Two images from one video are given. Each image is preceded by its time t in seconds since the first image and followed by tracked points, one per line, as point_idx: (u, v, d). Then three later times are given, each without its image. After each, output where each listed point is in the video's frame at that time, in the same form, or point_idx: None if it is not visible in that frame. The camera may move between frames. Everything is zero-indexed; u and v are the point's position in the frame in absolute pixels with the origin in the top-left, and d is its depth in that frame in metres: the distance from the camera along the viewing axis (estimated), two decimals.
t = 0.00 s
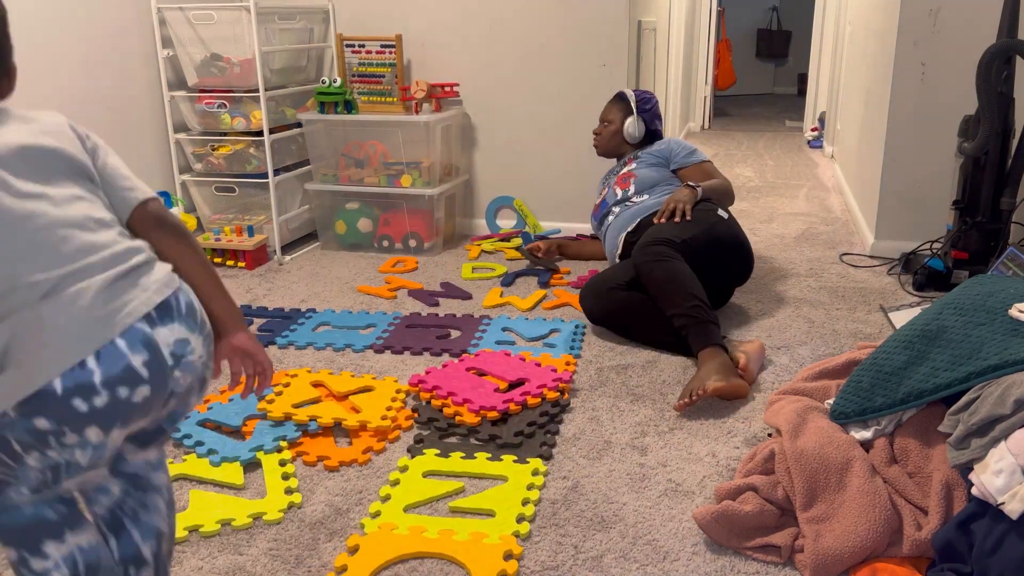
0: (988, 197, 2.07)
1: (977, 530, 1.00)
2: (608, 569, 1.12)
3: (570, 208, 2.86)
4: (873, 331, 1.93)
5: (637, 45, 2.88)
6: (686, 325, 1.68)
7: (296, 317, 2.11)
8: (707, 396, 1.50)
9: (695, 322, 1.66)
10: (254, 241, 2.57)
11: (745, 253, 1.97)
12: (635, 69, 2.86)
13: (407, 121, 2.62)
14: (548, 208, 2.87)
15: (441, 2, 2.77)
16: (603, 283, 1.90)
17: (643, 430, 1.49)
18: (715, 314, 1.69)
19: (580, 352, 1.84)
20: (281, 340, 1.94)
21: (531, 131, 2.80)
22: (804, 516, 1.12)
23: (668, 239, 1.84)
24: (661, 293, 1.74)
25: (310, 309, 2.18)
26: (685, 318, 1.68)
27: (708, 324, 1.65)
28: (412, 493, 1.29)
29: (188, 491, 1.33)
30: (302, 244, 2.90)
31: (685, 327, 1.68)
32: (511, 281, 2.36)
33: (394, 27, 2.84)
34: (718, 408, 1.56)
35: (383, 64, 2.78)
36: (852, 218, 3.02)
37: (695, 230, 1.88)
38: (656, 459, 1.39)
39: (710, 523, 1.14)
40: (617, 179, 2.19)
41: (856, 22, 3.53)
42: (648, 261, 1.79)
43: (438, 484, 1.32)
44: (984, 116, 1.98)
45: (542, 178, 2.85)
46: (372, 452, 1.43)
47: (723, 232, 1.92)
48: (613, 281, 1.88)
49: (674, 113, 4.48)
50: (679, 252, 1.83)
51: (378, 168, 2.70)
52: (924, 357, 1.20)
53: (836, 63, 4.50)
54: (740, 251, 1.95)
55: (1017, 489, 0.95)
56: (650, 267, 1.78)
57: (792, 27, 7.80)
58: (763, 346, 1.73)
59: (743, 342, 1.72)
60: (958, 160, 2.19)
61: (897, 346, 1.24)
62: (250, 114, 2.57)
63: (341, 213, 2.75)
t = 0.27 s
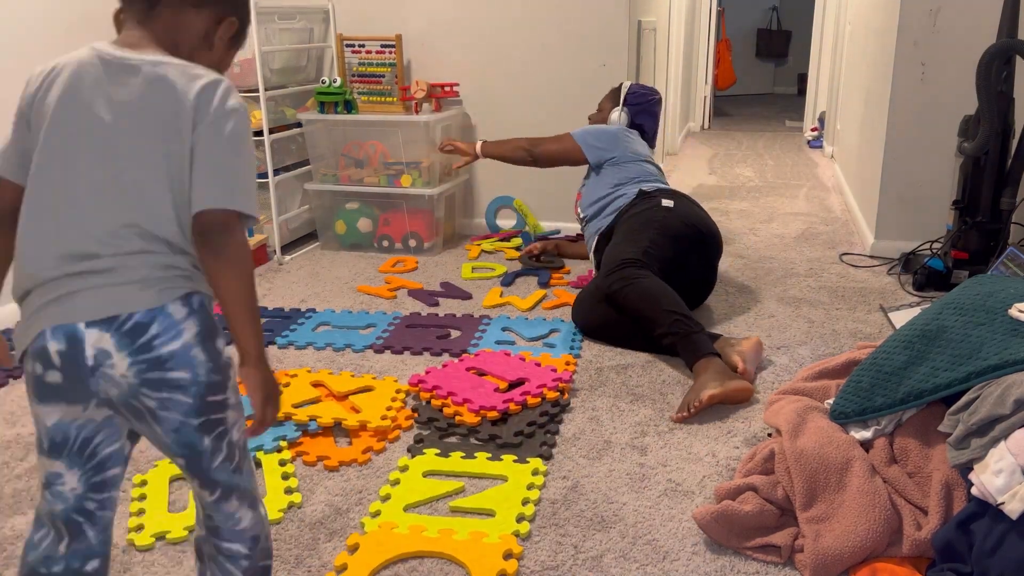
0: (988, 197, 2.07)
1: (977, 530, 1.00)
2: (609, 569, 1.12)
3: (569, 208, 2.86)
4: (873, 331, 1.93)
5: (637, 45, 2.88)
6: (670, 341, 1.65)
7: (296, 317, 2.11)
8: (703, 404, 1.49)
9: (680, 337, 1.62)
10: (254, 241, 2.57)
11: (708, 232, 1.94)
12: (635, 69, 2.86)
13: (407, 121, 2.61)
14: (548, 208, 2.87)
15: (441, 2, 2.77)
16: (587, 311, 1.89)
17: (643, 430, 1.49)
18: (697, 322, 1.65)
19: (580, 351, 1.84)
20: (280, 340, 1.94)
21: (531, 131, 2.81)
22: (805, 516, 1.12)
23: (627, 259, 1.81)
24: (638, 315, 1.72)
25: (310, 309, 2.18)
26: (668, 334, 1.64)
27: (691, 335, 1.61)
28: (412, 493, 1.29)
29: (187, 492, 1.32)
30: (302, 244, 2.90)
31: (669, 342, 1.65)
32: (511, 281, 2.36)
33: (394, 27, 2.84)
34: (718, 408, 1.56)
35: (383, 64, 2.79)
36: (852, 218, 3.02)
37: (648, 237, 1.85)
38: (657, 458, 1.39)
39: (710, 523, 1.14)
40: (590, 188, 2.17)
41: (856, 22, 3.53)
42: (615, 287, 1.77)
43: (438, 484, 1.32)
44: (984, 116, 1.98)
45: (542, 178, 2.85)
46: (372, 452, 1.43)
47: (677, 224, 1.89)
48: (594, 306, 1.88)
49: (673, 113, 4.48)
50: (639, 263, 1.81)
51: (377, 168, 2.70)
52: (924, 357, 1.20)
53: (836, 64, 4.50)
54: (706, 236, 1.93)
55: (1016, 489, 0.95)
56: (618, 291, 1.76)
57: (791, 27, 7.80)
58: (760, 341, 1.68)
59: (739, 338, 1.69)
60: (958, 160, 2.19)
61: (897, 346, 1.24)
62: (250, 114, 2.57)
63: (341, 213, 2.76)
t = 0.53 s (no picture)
0: (988, 197, 2.07)
1: (978, 530, 1.00)
2: (608, 569, 1.12)
3: (569, 208, 2.86)
4: (873, 331, 1.93)
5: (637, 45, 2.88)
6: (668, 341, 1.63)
7: (296, 317, 2.11)
8: (702, 407, 1.49)
9: (679, 336, 1.61)
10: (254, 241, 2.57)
11: (703, 229, 1.94)
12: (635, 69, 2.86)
13: (407, 121, 2.61)
14: (548, 208, 2.88)
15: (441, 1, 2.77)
16: (587, 313, 1.88)
17: (643, 430, 1.49)
18: (694, 321, 1.64)
19: (580, 352, 1.84)
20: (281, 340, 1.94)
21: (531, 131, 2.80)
22: (804, 517, 1.12)
23: (623, 260, 1.80)
24: (637, 317, 1.70)
25: (310, 309, 2.18)
26: (666, 334, 1.63)
27: (689, 334, 1.60)
28: (411, 493, 1.29)
29: (186, 484, 1.34)
30: (302, 244, 2.90)
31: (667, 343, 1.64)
32: (511, 281, 2.36)
33: (394, 27, 2.84)
34: (718, 408, 1.56)
35: (383, 63, 2.84)
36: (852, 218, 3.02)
37: (644, 237, 1.85)
38: (657, 458, 1.39)
39: (711, 523, 1.14)
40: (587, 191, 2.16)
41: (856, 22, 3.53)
42: (612, 288, 1.76)
43: (438, 484, 1.31)
44: (984, 116, 1.98)
45: (542, 178, 2.85)
46: (372, 452, 1.43)
47: (672, 222, 1.89)
48: (593, 308, 1.87)
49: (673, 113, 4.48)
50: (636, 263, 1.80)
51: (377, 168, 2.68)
52: (924, 357, 1.20)
53: (836, 64, 4.50)
54: (702, 233, 1.92)
55: (1017, 489, 0.95)
56: (616, 292, 1.75)
57: (791, 27, 7.80)
58: (760, 341, 1.67)
59: (738, 336, 1.67)
60: (958, 160, 2.18)
61: (898, 347, 1.24)
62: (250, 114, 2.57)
63: (341, 213, 2.76)
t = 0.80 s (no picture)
0: (988, 197, 2.07)
1: (978, 530, 1.00)
2: (608, 569, 1.12)
3: (569, 208, 2.86)
4: (873, 331, 1.92)
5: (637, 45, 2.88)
6: (665, 341, 1.63)
7: (296, 317, 2.11)
8: (701, 406, 1.49)
9: (678, 337, 1.60)
10: (254, 241, 2.57)
11: (701, 228, 1.94)
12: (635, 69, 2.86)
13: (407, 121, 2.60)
14: (548, 207, 2.88)
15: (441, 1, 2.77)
16: (587, 314, 1.88)
17: (643, 430, 1.49)
18: (693, 321, 1.64)
19: (580, 351, 1.84)
20: (281, 340, 1.94)
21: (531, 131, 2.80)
22: (804, 516, 1.12)
23: (622, 260, 1.80)
24: (636, 317, 1.70)
25: (310, 309, 2.18)
26: (665, 334, 1.62)
27: (688, 334, 1.60)
28: (411, 493, 1.29)
29: (187, 483, 1.35)
30: (301, 244, 2.90)
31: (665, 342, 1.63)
32: (510, 280, 2.36)
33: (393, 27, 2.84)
34: (718, 407, 1.56)
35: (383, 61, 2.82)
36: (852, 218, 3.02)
37: (643, 237, 1.85)
38: (656, 458, 1.39)
39: (710, 523, 1.14)
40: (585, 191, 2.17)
41: (856, 22, 3.53)
42: (611, 288, 1.76)
43: (438, 484, 1.31)
44: (984, 116, 1.98)
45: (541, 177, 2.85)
46: (372, 452, 1.43)
47: (670, 222, 1.89)
48: (593, 308, 1.87)
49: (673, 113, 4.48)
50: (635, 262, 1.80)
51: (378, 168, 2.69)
52: (924, 357, 1.20)
53: (836, 64, 4.51)
54: (700, 231, 1.92)
55: (1016, 489, 0.95)
56: (616, 292, 1.75)
57: (791, 27, 7.80)
58: (761, 340, 1.67)
59: (738, 336, 1.67)
60: (958, 160, 2.18)
61: (897, 346, 1.24)
62: (250, 114, 2.57)
63: (341, 213, 2.76)
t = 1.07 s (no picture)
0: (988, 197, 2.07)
1: (978, 530, 1.00)
2: (608, 569, 1.12)
3: (569, 208, 2.86)
4: (873, 331, 1.92)
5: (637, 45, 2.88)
6: (665, 341, 1.63)
7: (296, 317, 2.11)
8: (701, 406, 1.48)
9: (678, 337, 1.61)
10: (254, 241, 2.57)
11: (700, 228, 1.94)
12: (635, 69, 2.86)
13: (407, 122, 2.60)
14: (548, 207, 2.88)
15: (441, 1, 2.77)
16: (587, 314, 1.88)
17: (643, 430, 1.49)
18: (693, 321, 1.64)
19: (580, 352, 1.84)
20: (281, 340, 1.94)
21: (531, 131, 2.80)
22: (804, 517, 1.12)
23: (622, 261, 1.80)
24: (636, 317, 1.70)
25: (310, 309, 2.18)
26: (665, 334, 1.63)
27: (688, 334, 1.60)
28: (411, 493, 1.29)
29: (186, 483, 1.35)
30: (301, 244, 2.90)
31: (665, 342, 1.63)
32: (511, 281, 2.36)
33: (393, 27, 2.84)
34: (718, 407, 1.56)
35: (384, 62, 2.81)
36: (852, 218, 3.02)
37: (643, 237, 1.85)
38: (656, 459, 1.39)
39: (710, 523, 1.14)
40: (587, 191, 2.17)
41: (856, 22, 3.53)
42: (611, 288, 1.76)
43: (438, 484, 1.31)
44: (984, 116, 1.98)
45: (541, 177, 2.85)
46: (372, 452, 1.43)
47: (670, 222, 1.89)
48: (594, 308, 1.87)
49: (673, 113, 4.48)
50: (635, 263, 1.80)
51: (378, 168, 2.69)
52: (924, 357, 1.20)
53: (836, 64, 4.51)
54: (700, 231, 1.93)
55: (1017, 489, 0.95)
56: (616, 292, 1.74)
57: (791, 28, 7.80)
58: (761, 340, 1.67)
59: (738, 336, 1.67)
60: (958, 160, 2.18)
61: (897, 347, 1.24)
62: (250, 114, 2.57)
63: (341, 213, 2.76)
